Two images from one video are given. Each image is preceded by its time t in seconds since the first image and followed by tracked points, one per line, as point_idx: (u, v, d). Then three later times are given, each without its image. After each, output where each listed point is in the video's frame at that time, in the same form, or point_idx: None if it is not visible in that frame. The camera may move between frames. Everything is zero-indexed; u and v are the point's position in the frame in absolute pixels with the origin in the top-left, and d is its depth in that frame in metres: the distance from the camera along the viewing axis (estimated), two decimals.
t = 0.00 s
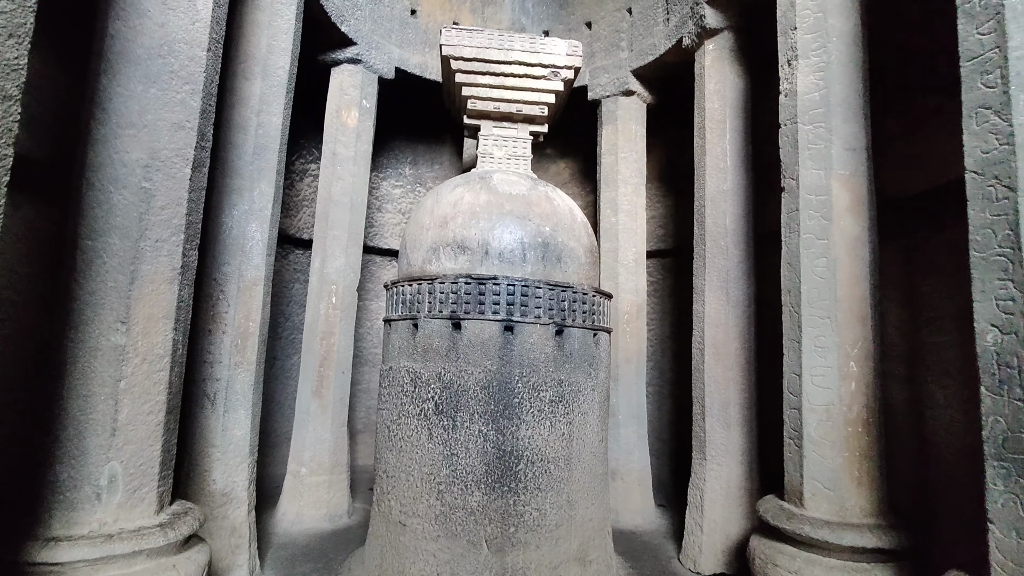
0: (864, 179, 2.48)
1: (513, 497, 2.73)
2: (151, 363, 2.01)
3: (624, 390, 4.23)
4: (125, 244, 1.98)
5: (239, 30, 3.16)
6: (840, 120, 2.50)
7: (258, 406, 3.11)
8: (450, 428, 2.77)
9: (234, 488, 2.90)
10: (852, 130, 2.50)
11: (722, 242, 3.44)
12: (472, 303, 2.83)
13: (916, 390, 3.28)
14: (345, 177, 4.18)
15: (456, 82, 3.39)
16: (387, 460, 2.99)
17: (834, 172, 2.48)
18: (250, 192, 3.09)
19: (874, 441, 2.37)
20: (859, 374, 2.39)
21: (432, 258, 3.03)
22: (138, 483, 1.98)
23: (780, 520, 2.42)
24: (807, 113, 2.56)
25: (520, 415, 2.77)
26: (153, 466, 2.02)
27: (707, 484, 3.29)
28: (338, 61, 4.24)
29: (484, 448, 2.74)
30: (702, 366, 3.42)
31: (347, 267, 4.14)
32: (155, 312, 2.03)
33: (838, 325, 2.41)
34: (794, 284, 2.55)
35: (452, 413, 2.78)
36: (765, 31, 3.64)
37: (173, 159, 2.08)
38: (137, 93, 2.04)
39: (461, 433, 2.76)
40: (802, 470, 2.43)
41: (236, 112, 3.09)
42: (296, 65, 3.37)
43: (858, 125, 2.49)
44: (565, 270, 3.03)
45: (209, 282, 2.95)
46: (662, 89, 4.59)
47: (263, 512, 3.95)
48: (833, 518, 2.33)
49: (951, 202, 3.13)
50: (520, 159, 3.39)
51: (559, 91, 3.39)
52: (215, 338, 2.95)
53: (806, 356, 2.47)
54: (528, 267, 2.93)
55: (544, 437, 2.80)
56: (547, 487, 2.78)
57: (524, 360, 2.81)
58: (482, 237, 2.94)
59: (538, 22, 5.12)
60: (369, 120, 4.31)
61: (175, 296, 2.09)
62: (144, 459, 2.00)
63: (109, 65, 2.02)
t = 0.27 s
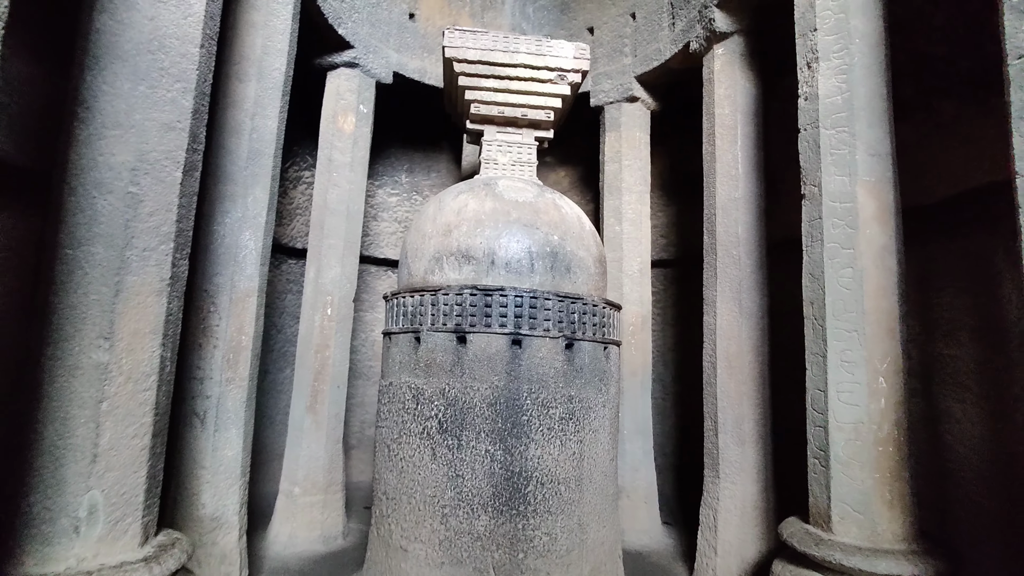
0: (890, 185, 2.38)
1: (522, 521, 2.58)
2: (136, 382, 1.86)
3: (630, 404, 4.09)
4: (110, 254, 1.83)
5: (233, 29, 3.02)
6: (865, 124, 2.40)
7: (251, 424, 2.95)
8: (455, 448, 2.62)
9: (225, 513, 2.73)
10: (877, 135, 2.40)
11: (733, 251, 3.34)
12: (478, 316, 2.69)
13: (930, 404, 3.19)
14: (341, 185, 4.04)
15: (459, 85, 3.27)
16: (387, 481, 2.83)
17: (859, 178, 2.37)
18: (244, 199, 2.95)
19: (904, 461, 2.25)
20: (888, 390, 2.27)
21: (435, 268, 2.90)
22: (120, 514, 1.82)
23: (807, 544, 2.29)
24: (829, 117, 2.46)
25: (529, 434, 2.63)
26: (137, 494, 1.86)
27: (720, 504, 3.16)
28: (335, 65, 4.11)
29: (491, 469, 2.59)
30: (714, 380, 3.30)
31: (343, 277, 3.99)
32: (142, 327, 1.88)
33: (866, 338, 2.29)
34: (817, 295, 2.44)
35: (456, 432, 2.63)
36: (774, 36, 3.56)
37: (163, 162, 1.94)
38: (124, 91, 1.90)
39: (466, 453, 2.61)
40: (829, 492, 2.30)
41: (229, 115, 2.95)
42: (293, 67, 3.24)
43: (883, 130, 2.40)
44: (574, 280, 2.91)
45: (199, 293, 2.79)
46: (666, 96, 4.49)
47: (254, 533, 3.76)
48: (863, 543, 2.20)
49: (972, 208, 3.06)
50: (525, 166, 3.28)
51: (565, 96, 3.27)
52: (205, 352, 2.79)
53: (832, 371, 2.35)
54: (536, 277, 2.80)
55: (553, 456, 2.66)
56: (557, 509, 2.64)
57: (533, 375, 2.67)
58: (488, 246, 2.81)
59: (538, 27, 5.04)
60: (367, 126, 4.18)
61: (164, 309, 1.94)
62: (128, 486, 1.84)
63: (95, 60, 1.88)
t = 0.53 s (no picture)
0: (914, 187, 2.27)
1: (528, 543, 2.43)
2: (112, 399, 1.69)
3: (633, 416, 3.95)
4: (85, 258, 1.67)
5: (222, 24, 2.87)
6: (887, 123, 2.29)
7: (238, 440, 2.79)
8: (457, 466, 2.47)
9: (210, 535, 2.58)
10: (899, 134, 2.29)
11: (743, 257, 3.23)
12: (481, 324, 2.55)
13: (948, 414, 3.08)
14: (334, 189, 3.89)
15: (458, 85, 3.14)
16: (383, 501, 2.67)
17: (883, 179, 2.26)
18: (232, 202, 2.80)
19: (935, 477, 2.13)
20: (918, 403, 2.15)
21: (435, 274, 2.75)
22: (93, 545, 1.65)
23: (833, 567, 2.15)
24: (850, 116, 2.36)
25: (535, 450, 2.48)
26: (112, 522, 1.69)
27: (733, 521, 3.02)
28: (328, 65, 3.98)
29: (496, 488, 2.44)
30: (725, 391, 3.17)
31: (336, 284, 3.84)
32: (119, 338, 1.71)
33: (893, 347, 2.17)
34: (839, 302, 2.32)
35: (458, 448, 2.48)
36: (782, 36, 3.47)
37: (144, 158, 1.79)
38: (102, 81, 1.75)
39: (469, 471, 2.46)
40: (856, 511, 2.17)
41: (217, 114, 2.80)
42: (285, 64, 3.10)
43: (905, 129, 2.30)
44: (581, 287, 2.77)
45: (184, 301, 2.63)
46: (668, 99, 4.39)
47: (240, 554, 3.57)
48: (894, 566, 2.07)
49: (991, 214, 2.97)
50: (528, 169, 3.16)
51: (569, 96, 3.16)
52: (190, 364, 2.62)
53: (856, 383, 2.22)
54: (541, 284, 2.67)
55: (561, 474, 2.51)
56: (565, 530, 2.49)
57: (539, 388, 2.53)
58: (491, 252, 2.67)
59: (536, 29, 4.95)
60: (361, 128, 4.04)
61: (143, 318, 1.78)
62: (102, 513, 1.67)
63: (71, 47, 1.73)
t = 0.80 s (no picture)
0: (939, 186, 2.16)
1: (531, 567, 2.27)
2: (73, 413, 1.52)
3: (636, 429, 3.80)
4: (46, 257, 1.52)
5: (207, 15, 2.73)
6: (910, 119, 2.17)
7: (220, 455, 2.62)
8: (454, 483, 2.31)
9: (189, 559, 2.42)
10: (923, 130, 2.18)
11: (752, 263, 3.10)
12: (481, 332, 2.40)
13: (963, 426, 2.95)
14: (325, 192, 3.74)
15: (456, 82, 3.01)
16: (375, 521, 2.50)
17: (907, 179, 2.14)
18: (216, 202, 2.64)
19: (967, 495, 1.99)
20: (948, 415, 2.02)
21: (431, 279, 2.60)
22: None
23: None
24: (870, 112, 2.24)
25: (537, 466, 2.32)
26: (72, 551, 1.52)
27: (744, 540, 2.87)
28: (320, 64, 3.85)
29: (496, 508, 2.28)
30: (735, 402, 3.03)
31: (327, 292, 3.68)
32: (83, 345, 1.55)
33: (921, 356, 2.04)
34: (861, 308, 2.19)
35: (456, 465, 2.32)
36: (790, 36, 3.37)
37: (115, 148, 1.63)
38: (69, 64, 1.60)
39: (467, 489, 2.29)
40: (883, 532, 2.02)
41: (201, 109, 2.65)
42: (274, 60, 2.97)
43: (929, 125, 2.18)
44: (585, 293, 2.63)
45: (163, 307, 2.46)
46: (670, 102, 4.29)
47: None
48: None
49: (1008, 215, 2.85)
50: (528, 170, 3.03)
51: (572, 94, 3.03)
52: (168, 375, 2.45)
53: (881, 394, 2.09)
54: (543, 290, 2.53)
55: (565, 492, 2.35)
56: (570, 552, 2.33)
57: (542, 400, 2.38)
58: (491, 256, 2.53)
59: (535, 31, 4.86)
60: (354, 129, 3.90)
61: (112, 324, 1.61)
62: (61, 541, 1.50)
63: (35, 27, 1.58)
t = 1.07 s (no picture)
0: (970, 190, 2.03)
1: None
2: (25, 434, 1.35)
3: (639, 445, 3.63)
4: None
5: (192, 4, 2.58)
6: (939, 119, 2.05)
7: (199, 475, 2.45)
8: (452, 507, 2.14)
9: None
10: (952, 131, 2.05)
11: (764, 272, 2.96)
12: (481, 343, 2.25)
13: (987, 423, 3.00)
14: (316, 196, 3.58)
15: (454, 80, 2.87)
16: (365, 546, 2.32)
17: (937, 182, 2.01)
18: (199, 203, 2.48)
19: (1007, 521, 1.85)
20: (985, 435, 1.88)
21: (427, 287, 2.45)
22: None
23: None
24: (896, 111, 2.11)
25: (541, 488, 2.16)
26: None
27: (758, 566, 2.70)
28: (312, 64, 3.70)
29: (497, 534, 2.11)
30: (747, 418, 2.88)
31: (317, 300, 3.50)
32: (39, 357, 1.38)
33: (956, 372, 1.89)
34: (889, 319, 2.05)
35: (453, 487, 2.15)
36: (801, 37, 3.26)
37: (80, 138, 1.48)
38: (28, 42, 1.44)
39: (466, 513, 2.13)
40: (918, 562, 1.86)
41: (183, 105, 2.48)
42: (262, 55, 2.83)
43: (958, 126, 2.06)
44: (591, 302, 2.48)
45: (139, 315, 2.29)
46: (673, 107, 4.16)
47: None
48: None
49: None
50: (530, 173, 2.89)
51: (576, 94, 2.90)
52: (143, 388, 2.27)
53: (913, 411, 1.94)
54: (548, 298, 2.37)
55: (571, 516, 2.19)
56: None
57: (546, 416, 2.22)
58: (492, 262, 2.38)
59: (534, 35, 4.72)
60: (347, 131, 3.75)
61: (74, 332, 1.45)
62: None
63: None
